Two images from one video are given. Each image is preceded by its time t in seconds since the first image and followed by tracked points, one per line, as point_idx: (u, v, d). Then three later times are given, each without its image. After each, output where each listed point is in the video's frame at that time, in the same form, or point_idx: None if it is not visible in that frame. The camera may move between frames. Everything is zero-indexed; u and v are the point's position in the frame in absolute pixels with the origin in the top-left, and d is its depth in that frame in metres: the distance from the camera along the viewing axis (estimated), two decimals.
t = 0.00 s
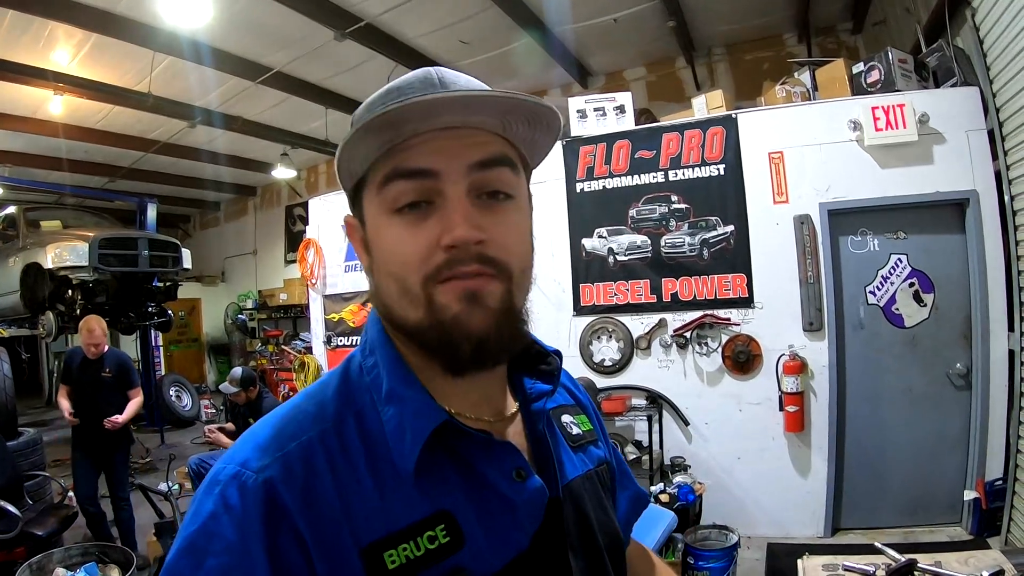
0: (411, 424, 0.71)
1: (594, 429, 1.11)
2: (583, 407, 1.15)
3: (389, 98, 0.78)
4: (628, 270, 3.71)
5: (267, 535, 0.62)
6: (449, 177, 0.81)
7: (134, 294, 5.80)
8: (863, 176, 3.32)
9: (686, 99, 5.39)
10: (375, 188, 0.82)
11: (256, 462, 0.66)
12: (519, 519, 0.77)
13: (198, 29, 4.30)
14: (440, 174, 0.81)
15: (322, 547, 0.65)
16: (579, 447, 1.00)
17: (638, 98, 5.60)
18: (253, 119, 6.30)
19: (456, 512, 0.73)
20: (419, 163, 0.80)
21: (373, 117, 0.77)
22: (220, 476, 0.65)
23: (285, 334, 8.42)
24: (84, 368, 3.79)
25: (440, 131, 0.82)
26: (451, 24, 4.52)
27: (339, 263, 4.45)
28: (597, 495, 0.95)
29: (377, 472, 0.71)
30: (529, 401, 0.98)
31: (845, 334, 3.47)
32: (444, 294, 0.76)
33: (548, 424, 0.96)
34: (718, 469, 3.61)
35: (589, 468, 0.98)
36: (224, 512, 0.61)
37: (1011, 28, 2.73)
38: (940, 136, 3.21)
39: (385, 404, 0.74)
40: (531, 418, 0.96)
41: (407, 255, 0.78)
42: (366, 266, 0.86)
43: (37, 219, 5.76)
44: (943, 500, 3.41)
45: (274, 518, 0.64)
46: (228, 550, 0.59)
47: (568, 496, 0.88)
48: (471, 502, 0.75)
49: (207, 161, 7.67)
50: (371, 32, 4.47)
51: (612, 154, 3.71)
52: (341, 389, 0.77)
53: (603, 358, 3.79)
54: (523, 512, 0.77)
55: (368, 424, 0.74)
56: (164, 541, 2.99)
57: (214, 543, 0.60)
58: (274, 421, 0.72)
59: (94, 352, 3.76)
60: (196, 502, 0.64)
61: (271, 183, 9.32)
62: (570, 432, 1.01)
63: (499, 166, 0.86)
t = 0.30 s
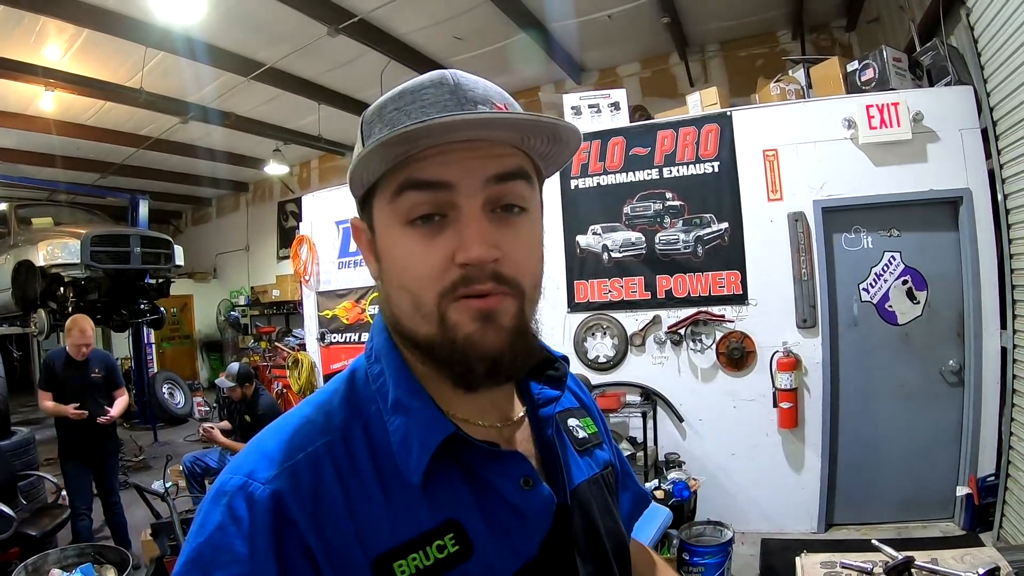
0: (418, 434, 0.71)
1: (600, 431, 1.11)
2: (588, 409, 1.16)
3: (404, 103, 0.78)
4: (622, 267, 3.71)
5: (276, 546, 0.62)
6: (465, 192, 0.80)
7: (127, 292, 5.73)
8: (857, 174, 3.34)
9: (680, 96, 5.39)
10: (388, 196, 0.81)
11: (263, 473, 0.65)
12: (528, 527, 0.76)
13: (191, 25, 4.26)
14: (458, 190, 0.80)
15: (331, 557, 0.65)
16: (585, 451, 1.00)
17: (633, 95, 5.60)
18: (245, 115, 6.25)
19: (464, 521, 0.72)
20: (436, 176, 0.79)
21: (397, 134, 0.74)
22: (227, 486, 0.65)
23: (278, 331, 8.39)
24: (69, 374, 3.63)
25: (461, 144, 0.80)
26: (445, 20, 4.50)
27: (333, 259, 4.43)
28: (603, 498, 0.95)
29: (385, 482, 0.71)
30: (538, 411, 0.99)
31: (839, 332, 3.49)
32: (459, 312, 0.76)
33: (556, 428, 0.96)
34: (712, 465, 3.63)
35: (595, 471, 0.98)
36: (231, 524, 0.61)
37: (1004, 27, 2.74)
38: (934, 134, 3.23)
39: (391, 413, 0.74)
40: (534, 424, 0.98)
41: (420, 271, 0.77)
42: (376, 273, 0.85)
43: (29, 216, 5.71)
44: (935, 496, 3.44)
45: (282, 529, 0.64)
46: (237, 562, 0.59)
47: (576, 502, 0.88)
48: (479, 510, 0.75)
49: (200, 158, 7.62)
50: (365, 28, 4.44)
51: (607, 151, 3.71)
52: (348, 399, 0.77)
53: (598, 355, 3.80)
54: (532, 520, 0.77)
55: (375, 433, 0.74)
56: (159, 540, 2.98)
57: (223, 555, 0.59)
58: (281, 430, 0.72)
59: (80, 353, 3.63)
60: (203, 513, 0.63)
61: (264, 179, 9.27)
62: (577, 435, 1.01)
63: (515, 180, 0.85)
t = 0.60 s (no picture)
0: (408, 440, 0.71)
1: (591, 430, 1.11)
2: (579, 409, 1.15)
3: (460, 98, 0.74)
4: (618, 266, 3.72)
5: (267, 552, 0.61)
6: (515, 204, 0.78)
7: (122, 288, 5.71)
8: (854, 175, 3.35)
9: (676, 96, 5.40)
10: (435, 194, 0.75)
11: (253, 479, 0.65)
12: (521, 531, 0.77)
13: (188, 21, 4.24)
14: (507, 199, 0.78)
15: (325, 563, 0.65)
16: (577, 451, 1.00)
17: (629, 94, 5.60)
18: (241, 111, 6.21)
19: (457, 526, 0.72)
20: (486, 184, 0.76)
21: (474, 142, 0.70)
22: (216, 492, 0.64)
23: (273, 328, 8.37)
24: (53, 374, 3.49)
25: (514, 154, 0.78)
26: (442, 18, 4.49)
27: (329, 256, 4.42)
28: (594, 497, 0.96)
29: (376, 488, 0.70)
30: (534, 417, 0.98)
31: (835, 333, 3.50)
32: (494, 316, 0.74)
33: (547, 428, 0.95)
34: (706, 465, 3.64)
35: (587, 472, 0.98)
36: (221, 531, 0.61)
37: (1001, 31, 2.75)
38: (931, 136, 3.24)
39: (381, 419, 0.73)
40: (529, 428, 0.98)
41: (460, 274, 0.74)
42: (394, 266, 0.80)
43: (24, 211, 5.67)
44: (929, 497, 3.46)
45: (275, 535, 0.63)
46: (228, 570, 0.59)
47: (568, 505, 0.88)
48: (472, 514, 0.75)
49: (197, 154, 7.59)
50: (362, 25, 4.43)
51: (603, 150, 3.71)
52: (338, 402, 0.77)
53: (593, 354, 3.80)
54: (525, 523, 0.77)
55: (365, 438, 0.74)
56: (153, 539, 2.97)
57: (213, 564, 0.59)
58: (270, 435, 0.72)
59: (68, 351, 3.53)
60: (193, 520, 0.63)
61: (260, 176, 9.23)
62: (568, 436, 1.00)
63: (551, 199, 0.85)
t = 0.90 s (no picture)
0: (399, 440, 0.72)
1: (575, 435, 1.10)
2: (564, 414, 1.14)
3: (519, 100, 0.75)
4: (615, 263, 3.72)
5: (253, 552, 0.60)
6: (554, 209, 0.80)
7: (117, 285, 5.71)
8: (851, 173, 3.35)
9: (674, 93, 5.39)
10: (492, 189, 0.74)
11: (240, 475, 0.63)
12: (509, 533, 0.77)
13: (184, 17, 4.22)
14: (550, 206, 0.79)
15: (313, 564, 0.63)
16: (562, 456, 0.98)
17: (628, 91, 5.60)
18: (239, 107, 6.19)
19: (445, 527, 0.72)
20: (538, 187, 0.77)
21: (543, 147, 0.72)
22: (201, 488, 0.62)
23: (271, 325, 8.36)
24: (52, 374, 3.43)
25: (558, 164, 0.80)
26: (440, 14, 4.47)
27: (326, 253, 4.41)
28: (578, 502, 0.95)
29: (365, 487, 0.71)
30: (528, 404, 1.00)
31: (831, 330, 3.51)
32: (526, 314, 0.76)
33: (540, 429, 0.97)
34: (703, 462, 3.65)
35: (571, 476, 0.97)
36: (207, 527, 0.59)
37: (1000, 30, 2.75)
38: (928, 134, 3.25)
39: (372, 418, 0.74)
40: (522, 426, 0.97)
41: (504, 271, 0.73)
42: (428, 254, 0.76)
43: (20, 208, 5.65)
44: (924, 495, 3.48)
45: (261, 534, 0.62)
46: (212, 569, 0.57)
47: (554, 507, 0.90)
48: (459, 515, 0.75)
49: (195, 150, 7.56)
50: (359, 20, 4.41)
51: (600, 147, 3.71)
52: (328, 399, 0.77)
53: (589, 351, 3.82)
54: (512, 525, 0.78)
55: (355, 437, 0.74)
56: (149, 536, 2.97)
57: (199, 561, 0.58)
58: (258, 430, 0.70)
59: (66, 351, 3.48)
60: (176, 516, 0.61)
61: (257, 172, 9.20)
62: (554, 440, 0.99)
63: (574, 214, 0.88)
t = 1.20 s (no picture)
0: (401, 439, 0.72)
1: (560, 437, 1.15)
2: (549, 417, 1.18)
3: (557, 133, 0.82)
4: (617, 262, 3.73)
5: (257, 551, 0.60)
6: (571, 232, 0.84)
7: (122, 286, 5.74)
8: (853, 171, 3.35)
9: (676, 91, 5.38)
10: (533, 205, 0.77)
11: (243, 476, 0.63)
12: (508, 530, 0.78)
13: (186, 19, 4.24)
14: (571, 227, 0.84)
15: (317, 562, 0.64)
16: (549, 455, 1.05)
17: (630, 90, 5.59)
18: (241, 109, 6.22)
19: (446, 525, 0.73)
20: (567, 209, 0.82)
21: (581, 174, 0.79)
22: (203, 488, 0.62)
23: (274, 325, 8.39)
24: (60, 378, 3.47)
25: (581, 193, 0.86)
26: (440, 15, 4.48)
27: (328, 253, 4.42)
28: (566, 501, 1.00)
29: (367, 486, 0.71)
30: (521, 402, 0.96)
31: (834, 328, 3.50)
32: (542, 321, 0.80)
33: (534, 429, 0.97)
34: (705, 461, 3.64)
35: (558, 475, 1.02)
36: (208, 529, 0.59)
37: (1000, 26, 2.74)
38: (930, 132, 3.24)
39: (373, 417, 0.74)
40: (513, 426, 0.95)
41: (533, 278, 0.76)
42: (465, 254, 0.76)
43: (25, 210, 5.68)
44: (927, 494, 3.47)
45: (265, 533, 0.62)
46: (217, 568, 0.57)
47: (547, 504, 0.91)
48: (459, 514, 0.75)
49: (197, 151, 7.59)
50: (361, 21, 4.42)
51: (602, 146, 3.71)
52: (328, 399, 0.77)
53: (592, 351, 3.82)
54: (511, 522, 0.78)
55: (355, 436, 0.74)
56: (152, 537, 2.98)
57: (202, 560, 0.58)
58: (259, 429, 0.70)
59: (72, 357, 3.50)
60: (176, 516, 0.61)
61: (260, 173, 9.23)
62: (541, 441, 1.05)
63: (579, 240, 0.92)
